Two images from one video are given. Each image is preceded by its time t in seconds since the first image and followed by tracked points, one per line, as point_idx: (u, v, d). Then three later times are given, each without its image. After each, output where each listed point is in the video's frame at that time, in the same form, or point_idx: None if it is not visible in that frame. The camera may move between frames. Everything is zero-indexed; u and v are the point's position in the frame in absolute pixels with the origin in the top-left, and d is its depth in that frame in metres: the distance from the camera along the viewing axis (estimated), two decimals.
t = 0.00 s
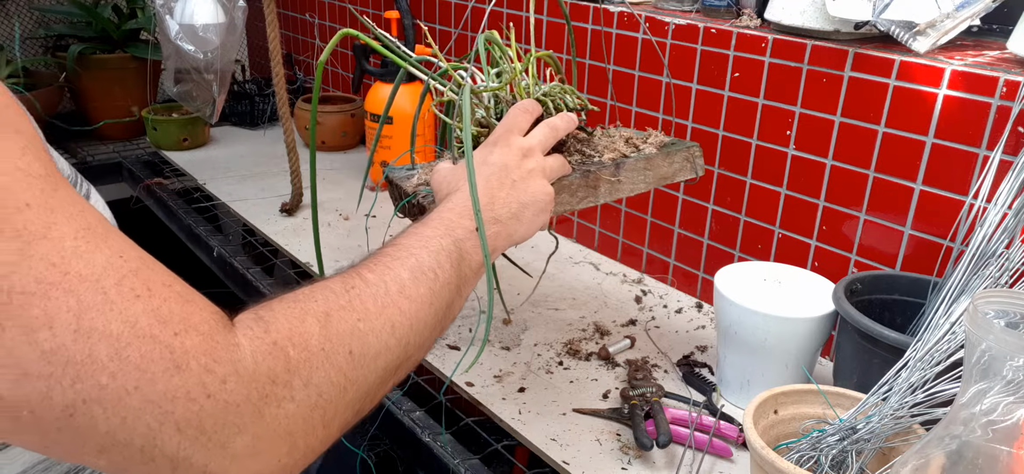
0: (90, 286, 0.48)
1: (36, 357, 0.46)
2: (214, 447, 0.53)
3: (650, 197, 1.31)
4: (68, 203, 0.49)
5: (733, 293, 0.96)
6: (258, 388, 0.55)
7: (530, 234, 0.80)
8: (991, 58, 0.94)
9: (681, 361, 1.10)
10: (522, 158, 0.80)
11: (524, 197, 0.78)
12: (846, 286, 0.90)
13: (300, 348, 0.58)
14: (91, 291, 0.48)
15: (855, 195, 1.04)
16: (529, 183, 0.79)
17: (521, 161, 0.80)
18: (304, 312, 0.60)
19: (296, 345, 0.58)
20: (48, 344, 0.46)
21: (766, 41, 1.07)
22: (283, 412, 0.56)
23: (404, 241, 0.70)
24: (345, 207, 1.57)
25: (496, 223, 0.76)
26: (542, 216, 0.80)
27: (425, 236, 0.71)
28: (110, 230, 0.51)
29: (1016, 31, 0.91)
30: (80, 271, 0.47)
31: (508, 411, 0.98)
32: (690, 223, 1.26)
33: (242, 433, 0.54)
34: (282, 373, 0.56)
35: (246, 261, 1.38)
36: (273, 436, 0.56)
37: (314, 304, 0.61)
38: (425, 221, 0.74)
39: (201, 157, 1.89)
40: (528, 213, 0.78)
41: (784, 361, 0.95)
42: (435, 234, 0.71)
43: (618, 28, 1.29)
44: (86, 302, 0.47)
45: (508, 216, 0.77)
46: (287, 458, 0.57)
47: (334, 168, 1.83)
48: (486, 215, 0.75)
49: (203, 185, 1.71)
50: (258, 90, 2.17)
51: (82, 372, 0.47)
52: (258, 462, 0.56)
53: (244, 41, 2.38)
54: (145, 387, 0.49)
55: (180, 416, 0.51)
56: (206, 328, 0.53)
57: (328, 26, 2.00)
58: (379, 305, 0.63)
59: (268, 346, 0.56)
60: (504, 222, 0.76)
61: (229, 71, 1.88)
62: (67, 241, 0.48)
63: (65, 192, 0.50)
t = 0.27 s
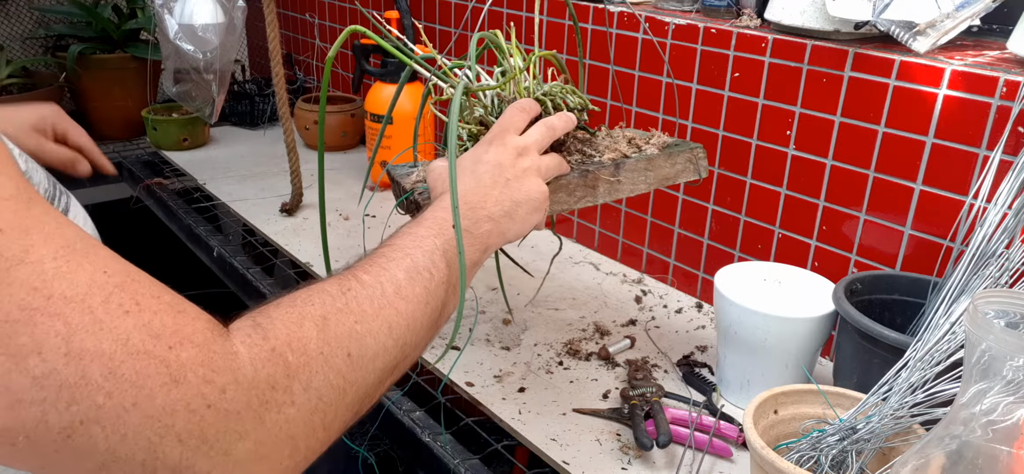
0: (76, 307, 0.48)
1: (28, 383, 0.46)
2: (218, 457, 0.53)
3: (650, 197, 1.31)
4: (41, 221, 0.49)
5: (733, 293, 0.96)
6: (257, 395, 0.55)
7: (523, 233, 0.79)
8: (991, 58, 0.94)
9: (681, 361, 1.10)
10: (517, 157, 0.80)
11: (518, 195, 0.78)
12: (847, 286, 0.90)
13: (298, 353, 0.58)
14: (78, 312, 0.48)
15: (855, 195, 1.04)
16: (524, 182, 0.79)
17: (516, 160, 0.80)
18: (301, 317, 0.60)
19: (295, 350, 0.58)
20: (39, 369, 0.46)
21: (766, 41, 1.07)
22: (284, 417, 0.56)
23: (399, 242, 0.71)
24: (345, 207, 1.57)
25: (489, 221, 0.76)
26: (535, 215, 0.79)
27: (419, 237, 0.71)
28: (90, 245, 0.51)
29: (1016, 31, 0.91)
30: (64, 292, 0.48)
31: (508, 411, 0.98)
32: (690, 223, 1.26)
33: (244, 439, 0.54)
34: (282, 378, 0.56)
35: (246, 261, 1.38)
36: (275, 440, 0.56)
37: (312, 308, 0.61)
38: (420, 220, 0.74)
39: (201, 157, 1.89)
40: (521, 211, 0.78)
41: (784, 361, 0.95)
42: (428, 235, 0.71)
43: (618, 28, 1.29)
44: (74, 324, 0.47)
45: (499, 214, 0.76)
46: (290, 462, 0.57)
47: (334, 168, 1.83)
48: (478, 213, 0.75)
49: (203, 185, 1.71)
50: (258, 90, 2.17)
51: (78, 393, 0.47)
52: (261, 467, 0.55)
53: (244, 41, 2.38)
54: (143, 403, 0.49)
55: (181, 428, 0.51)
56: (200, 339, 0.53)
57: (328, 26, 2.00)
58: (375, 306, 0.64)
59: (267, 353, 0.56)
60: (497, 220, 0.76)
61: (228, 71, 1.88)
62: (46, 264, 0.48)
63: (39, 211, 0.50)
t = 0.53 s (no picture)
0: (36, 318, 0.46)
1: None
2: (190, 456, 0.52)
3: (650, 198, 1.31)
4: None
5: (733, 293, 0.96)
6: (229, 393, 0.54)
7: (502, 232, 0.79)
8: (991, 58, 0.94)
9: (681, 361, 1.10)
10: (500, 156, 0.80)
11: (497, 195, 0.78)
12: (846, 286, 0.90)
13: (271, 352, 0.57)
14: (38, 323, 0.46)
15: (855, 195, 1.04)
16: (505, 181, 0.79)
17: (499, 159, 0.80)
18: (275, 316, 0.59)
19: (268, 349, 0.57)
20: None
21: (766, 41, 1.07)
22: (256, 415, 0.55)
23: (376, 241, 0.71)
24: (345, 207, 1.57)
25: (467, 220, 0.76)
26: (515, 215, 0.79)
27: (395, 236, 0.71)
28: (45, 252, 0.49)
29: (1016, 32, 0.91)
30: (22, 304, 0.46)
31: (508, 411, 0.98)
32: (690, 223, 1.26)
33: (216, 438, 0.53)
34: (254, 377, 0.56)
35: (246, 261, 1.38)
36: (247, 437, 0.55)
37: (285, 307, 0.61)
38: (398, 219, 0.75)
39: (201, 157, 1.89)
40: (500, 211, 0.78)
41: (784, 361, 0.95)
42: (405, 232, 0.72)
43: (617, 28, 1.29)
44: (35, 336, 0.46)
45: (477, 213, 0.76)
46: (260, 460, 0.57)
47: (333, 168, 1.83)
48: (456, 211, 0.75)
49: (203, 185, 1.71)
50: (258, 90, 2.18)
51: (44, 403, 0.46)
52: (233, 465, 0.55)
53: (245, 41, 2.38)
54: (111, 409, 0.48)
55: (152, 430, 0.50)
56: (168, 341, 0.52)
57: (328, 26, 2.00)
58: (349, 305, 0.64)
59: (239, 352, 0.56)
60: (475, 220, 0.76)
61: (228, 71, 1.88)
62: None
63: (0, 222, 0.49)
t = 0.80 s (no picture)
0: None
1: None
2: (162, 447, 0.52)
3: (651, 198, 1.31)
4: None
5: (733, 293, 0.96)
6: (201, 384, 0.54)
7: (483, 229, 0.79)
8: (991, 58, 0.94)
9: (681, 361, 1.10)
10: (484, 152, 0.80)
11: (480, 190, 0.78)
12: (846, 286, 0.90)
13: (244, 343, 0.57)
14: None
15: (855, 195, 1.04)
16: (488, 177, 0.79)
17: (483, 155, 0.80)
18: (248, 307, 0.59)
19: (241, 340, 0.57)
20: None
21: (766, 41, 1.07)
22: (229, 405, 0.55)
23: (355, 234, 0.71)
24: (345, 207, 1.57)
25: (449, 213, 0.76)
26: (498, 211, 0.79)
27: (374, 229, 0.72)
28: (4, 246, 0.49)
29: (1016, 32, 0.91)
30: None
31: (508, 411, 0.98)
32: (690, 223, 1.26)
33: (188, 429, 0.53)
34: (226, 368, 0.56)
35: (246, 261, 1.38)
36: (221, 428, 0.55)
37: (260, 299, 0.60)
38: (374, 215, 0.75)
39: (201, 157, 1.89)
40: (482, 205, 0.78)
41: (784, 361, 0.95)
42: (383, 226, 0.72)
43: (617, 28, 1.29)
44: None
45: (459, 207, 0.77)
46: (234, 449, 0.57)
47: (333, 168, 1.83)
48: (437, 205, 0.75)
49: (203, 185, 1.71)
50: (257, 90, 2.18)
51: (9, 399, 0.46)
52: (206, 455, 0.55)
53: (245, 41, 2.38)
54: (81, 403, 0.49)
55: (122, 423, 0.50)
56: (137, 333, 0.52)
57: (328, 26, 2.00)
58: (326, 296, 0.63)
59: (211, 344, 0.55)
60: (457, 213, 0.77)
61: (229, 71, 1.87)
62: None
63: None
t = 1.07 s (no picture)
0: (15, 329, 0.47)
1: None
2: (177, 466, 0.53)
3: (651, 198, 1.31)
4: None
5: (732, 293, 0.96)
6: (213, 403, 0.54)
7: (486, 230, 0.79)
8: (991, 58, 0.94)
9: (681, 361, 1.10)
10: (487, 152, 0.80)
11: (483, 192, 0.78)
12: (846, 286, 0.90)
13: (256, 360, 0.57)
14: (17, 334, 0.47)
15: (855, 195, 1.04)
16: (491, 178, 0.79)
17: (486, 155, 0.80)
18: (258, 322, 0.59)
19: (252, 357, 0.57)
20: None
21: (766, 41, 1.07)
22: (243, 423, 0.56)
23: (359, 241, 0.71)
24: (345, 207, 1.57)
25: (452, 216, 0.76)
26: (502, 212, 0.79)
27: (378, 236, 0.72)
28: (23, 260, 0.50)
29: (1016, 31, 0.91)
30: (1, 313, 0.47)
31: (508, 411, 0.98)
32: (690, 223, 1.26)
33: (202, 448, 0.54)
34: (239, 385, 0.56)
35: (246, 261, 1.38)
36: (234, 446, 0.55)
37: (269, 313, 0.60)
38: (381, 219, 0.75)
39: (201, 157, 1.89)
40: (485, 208, 0.78)
41: (784, 361, 0.95)
42: (386, 232, 0.72)
43: (617, 28, 1.29)
44: (14, 346, 0.46)
45: (463, 209, 0.77)
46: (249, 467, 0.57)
47: (333, 168, 1.83)
48: (441, 208, 0.75)
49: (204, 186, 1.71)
50: (258, 90, 2.18)
51: (25, 415, 0.47)
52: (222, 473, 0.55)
53: (245, 41, 2.38)
54: (96, 420, 0.49)
55: (138, 441, 0.51)
56: (150, 349, 0.52)
57: (328, 26, 2.00)
58: (335, 308, 0.63)
59: (223, 361, 0.56)
60: (461, 216, 0.76)
61: (229, 71, 1.88)
62: None
63: None
